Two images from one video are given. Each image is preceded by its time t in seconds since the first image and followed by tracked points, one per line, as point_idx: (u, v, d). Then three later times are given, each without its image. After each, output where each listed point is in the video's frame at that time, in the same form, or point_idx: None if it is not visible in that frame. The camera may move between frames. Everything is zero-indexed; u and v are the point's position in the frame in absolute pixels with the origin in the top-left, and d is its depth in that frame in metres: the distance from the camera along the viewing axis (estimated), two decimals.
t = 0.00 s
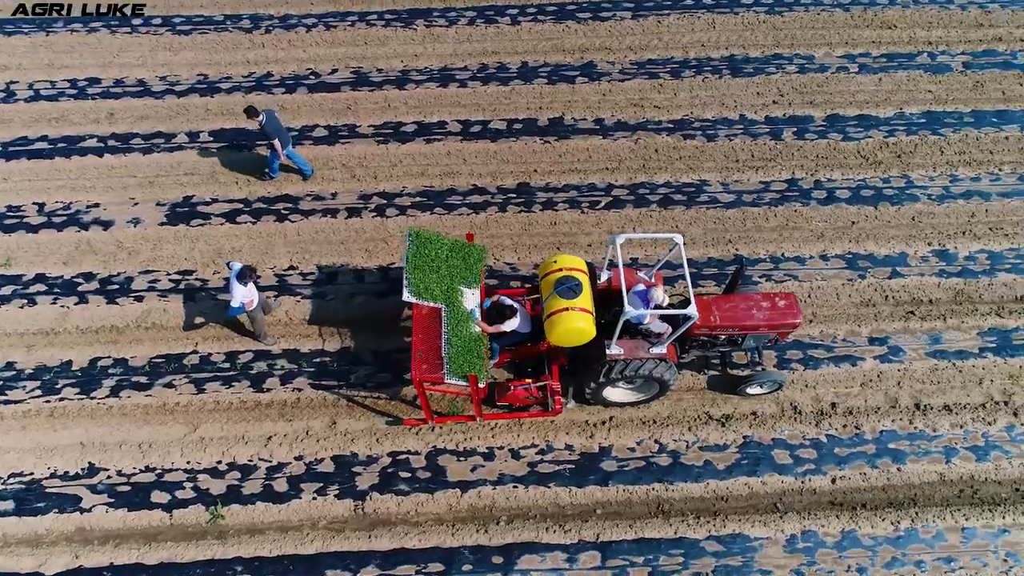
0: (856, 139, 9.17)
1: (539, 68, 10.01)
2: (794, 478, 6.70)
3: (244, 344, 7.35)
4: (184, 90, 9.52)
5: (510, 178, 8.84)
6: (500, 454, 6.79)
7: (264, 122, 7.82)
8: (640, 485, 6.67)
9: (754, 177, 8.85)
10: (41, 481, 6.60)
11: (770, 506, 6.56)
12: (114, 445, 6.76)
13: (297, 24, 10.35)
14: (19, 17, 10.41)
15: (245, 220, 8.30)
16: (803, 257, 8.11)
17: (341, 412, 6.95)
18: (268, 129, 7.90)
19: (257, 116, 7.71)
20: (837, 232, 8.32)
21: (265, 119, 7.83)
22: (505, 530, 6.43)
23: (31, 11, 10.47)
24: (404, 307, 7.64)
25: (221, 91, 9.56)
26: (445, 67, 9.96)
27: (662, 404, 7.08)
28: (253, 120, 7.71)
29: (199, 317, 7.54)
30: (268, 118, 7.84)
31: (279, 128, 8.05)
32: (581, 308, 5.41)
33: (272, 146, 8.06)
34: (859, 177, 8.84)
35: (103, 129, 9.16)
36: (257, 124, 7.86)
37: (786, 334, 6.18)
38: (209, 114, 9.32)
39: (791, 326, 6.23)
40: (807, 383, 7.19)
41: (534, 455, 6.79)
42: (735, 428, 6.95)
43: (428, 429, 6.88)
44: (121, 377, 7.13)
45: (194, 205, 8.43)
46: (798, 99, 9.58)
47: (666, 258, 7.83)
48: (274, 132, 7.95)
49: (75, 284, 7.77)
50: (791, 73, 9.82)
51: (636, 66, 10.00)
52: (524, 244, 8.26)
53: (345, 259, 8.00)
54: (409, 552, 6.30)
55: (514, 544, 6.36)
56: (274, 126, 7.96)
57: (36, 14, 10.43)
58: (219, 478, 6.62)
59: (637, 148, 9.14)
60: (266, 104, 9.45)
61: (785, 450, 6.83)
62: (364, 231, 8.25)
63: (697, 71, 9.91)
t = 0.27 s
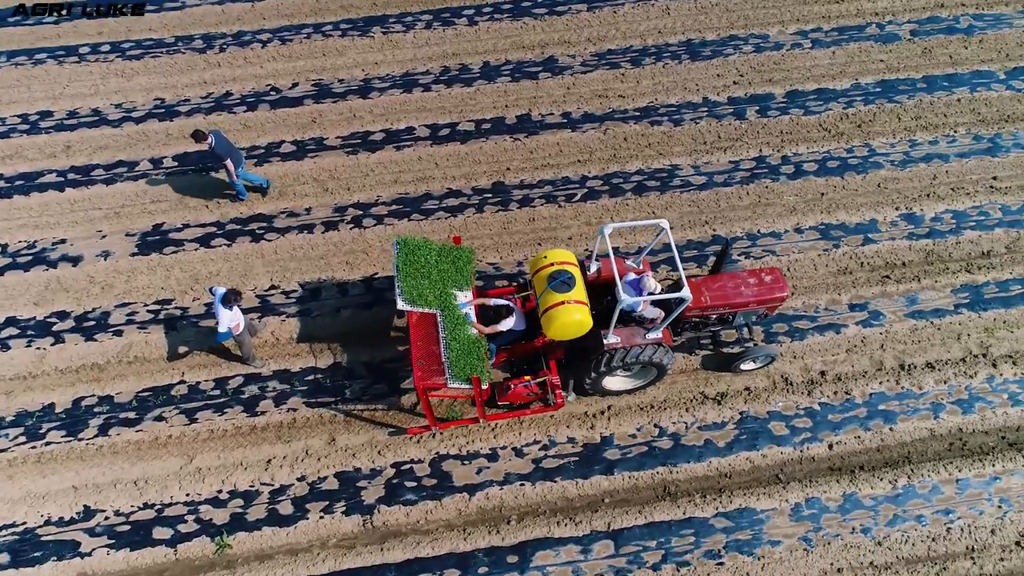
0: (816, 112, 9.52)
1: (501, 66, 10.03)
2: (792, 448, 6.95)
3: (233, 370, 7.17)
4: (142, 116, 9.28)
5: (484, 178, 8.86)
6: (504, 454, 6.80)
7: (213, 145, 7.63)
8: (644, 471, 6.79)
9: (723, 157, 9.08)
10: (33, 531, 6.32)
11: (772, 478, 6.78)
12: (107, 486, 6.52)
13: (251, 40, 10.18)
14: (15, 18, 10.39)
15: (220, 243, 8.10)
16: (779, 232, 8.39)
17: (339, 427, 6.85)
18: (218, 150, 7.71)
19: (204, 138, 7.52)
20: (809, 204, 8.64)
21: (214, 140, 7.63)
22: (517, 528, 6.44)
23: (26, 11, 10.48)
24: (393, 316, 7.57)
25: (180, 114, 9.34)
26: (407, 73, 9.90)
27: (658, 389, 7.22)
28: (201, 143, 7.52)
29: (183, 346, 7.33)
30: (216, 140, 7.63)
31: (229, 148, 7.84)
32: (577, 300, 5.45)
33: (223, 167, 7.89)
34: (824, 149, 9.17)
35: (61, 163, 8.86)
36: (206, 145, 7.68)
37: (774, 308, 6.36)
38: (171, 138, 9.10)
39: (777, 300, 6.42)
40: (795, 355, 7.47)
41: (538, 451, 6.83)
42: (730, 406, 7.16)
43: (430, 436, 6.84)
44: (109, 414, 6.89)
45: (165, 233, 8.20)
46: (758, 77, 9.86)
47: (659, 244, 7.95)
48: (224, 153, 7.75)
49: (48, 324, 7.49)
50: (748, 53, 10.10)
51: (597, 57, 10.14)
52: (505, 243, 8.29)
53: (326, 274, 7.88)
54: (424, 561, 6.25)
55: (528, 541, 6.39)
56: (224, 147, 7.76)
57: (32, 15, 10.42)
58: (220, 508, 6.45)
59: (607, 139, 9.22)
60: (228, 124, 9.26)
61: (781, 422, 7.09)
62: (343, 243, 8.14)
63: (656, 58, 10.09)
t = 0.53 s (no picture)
0: (776, 89, 9.97)
1: (463, 67, 10.08)
2: (786, 419, 7.21)
3: (222, 394, 6.99)
4: (101, 144, 9.03)
5: (458, 179, 8.87)
6: (506, 452, 6.81)
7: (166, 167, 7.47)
8: (645, 455, 6.91)
9: (690, 140, 9.42)
10: None
11: (770, 449, 7.01)
12: (103, 526, 6.28)
13: (207, 58, 9.98)
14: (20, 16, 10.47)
15: (195, 266, 7.88)
16: (752, 209, 8.76)
17: (338, 441, 6.75)
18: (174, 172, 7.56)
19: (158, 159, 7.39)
20: (778, 177, 9.06)
21: (170, 162, 7.51)
22: (527, 524, 6.46)
23: (31, 10, 10.54)
24: (381, 325, 7.50)
25: (141, 139, 9.10)
26: (369, 80, 9.83)
27: (651, 373, 7.37)
28: (155, 162, 7.39)
29: (168, 375, 7.10)
30: (172, 162, 7.49)
31: (186, 172, 7.68)
32: (569, 292, 5.49)
33: (176, 191, 7.69)
34: (788, 124, 9.61)
35: (21, 199, 8.55)
36: (162, 166, 7.55)
37: (758, 283, 6.57)
38: (133, 164, 8.85)
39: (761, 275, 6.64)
40: (780, 327, 7.79)
41: (539, 446, 6.86)
42: (722, 383, 7.38)
43: (430, 442, 6.80)
44: (98, 452, 6.64)
45: (137, 261, 7.94)
46: (717, 59, 10.27)
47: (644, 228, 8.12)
48: (178, 177, 7.57)
49: (23, 365, 7.17)
50: (705, 34, 10.55)
51: (558, 52, 10.32)
52: (485, 242, 8.32)
53: (307, 288, 7.74)
54: (438, 566, 6.21)
55: (540, 536, 6.41)
56: (179, 170, 7.60)
57: (36, 14, 10.50)
58: (223, 536, 6.27)
59: (575, 130, 9.47)
60: (191, 146, 9.04)
61: (773, 394, 7.36)
62: (323, 256, 8.03)
63: (615, 47, 10.40)
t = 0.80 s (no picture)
0: (731, 67, 10.46)
1: (422, 70, 10.08)
2: (777, 387, 7.53)
3: (214, 421, 6.81)
4: (56, 179, 8.72)
5: (430, 181, 8.85)
6: (508, 448, 6.83)
7: (113, 198, 7.16)
8: (644, 436, 7.06)
9: (654, 123, 9.74)
10: None
11: (764, 418, 7.30)
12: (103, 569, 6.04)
13: (158, 82, 9.74)
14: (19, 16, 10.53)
15: (170, 293, 7.66)
16: (722, 186, 9.16)
17: (338, 456, 6.65)
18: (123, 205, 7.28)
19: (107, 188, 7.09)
20: (744, 151, 9.52)
21: (120, 193, 7.19)
22: (537, 517, 6.50)
23: (31, 10, 10.59)
24: (368, 334, 7.42)
25: (98, 169, 8.81)
26: (328, 90, 9.72)
27: (642, 356, 7.56)
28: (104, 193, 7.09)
29: (154, 407, 6.88)
30: (121, 195, 7.17)
31: (135, 206, 7.37)
32: (560, 282, 5.55)
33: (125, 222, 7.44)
34: (748, 100, 10.09)
35: None
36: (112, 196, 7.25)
37: (739, 256, 6.79)
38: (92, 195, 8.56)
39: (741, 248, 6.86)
40: (761, 299, 8.15)
41: (540, 439, 6.90)
42: (711, 358, 7.64)
43: (431, 447, 6.77)
44: (90, 493, 6.40)
45: (109, 294, 7.67)
46: (672, 43, 10.68)
47: (625, 213, 8.33)
48: (125, 209, 7.30)
49: None
50: (659, 19, 10.99)
51: (514, 47, 10.45)
52: (463, 242, 8.33)
53: (289, 305, 7.60)
54: (453, 569, 6.19)
55: (550, 527, 6.47)
56: (127, 203, 7.28)
57: (36, 14, 10.55)
58: (231, 564, 6.11)
59: (541, 123, 9.59)
60: (152, 172, 8.79)
61: (761, 364, 7.67)
62: (301, 272, 7.89)
63: (570, 38, 10.67)
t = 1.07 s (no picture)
0: (684, 48, 10.66)
1: (379, 75, 10.00)
2: (762, 355, 7.70)
3: (207, 449, 6.67)
4: (11, 218, 8.38)
5: (400, 186, 8.80)
6: (509, 443, 6.84)
7: (59, 233, 6.98)
8: (640, 417, 7.16)
9: (615, 109, 9.87)
10: None
11: (754, 387, 7.47)
12: None
13: (108, 109, 9.45)
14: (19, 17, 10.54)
15: (146, 323, 7.45)
16: (688, 165, 9.34)
17: (339, 469, 6.58)
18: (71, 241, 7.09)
19: (52, 224, 6.92)
20: (705, 130, 9.73)
21: (66, 229, 7.01)
22: (544, 508, 6.53)
23: (31, 11, 10.62)
24: (355, 344, 7.34)
25: (56, 204, 8.51)
26: (286, 103, 9.58)
27: (630, 338, 7.66)
28: (48, 230, 6.91)
29: (143, 441, 6.70)
30: (66, 230, 6.98)
31: (84, 241, 7.17)
32: (549, 271, 5.64)
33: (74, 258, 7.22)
34: (704, 79, 10.30)
35: None
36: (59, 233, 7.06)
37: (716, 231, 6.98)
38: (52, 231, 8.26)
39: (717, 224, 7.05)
40: (737, 272, 8.36)
41: (539, 431, 6.93)
42: (696, 334, 7.77)
43: (432, 450, 6.74)
44: (87, 536, 6.20)
45: (81, 330, 7.42)
46: (623, 29, 10.84)
47: (604, 196, 8.48)
48: (74, 244, 7.10)
49: None
50: (608, 7, 11.13)
51: (469, 45, 10.46)
52: (440, 244, 8.31)
53: (271, 324, 7.46)
54: (468, 568, 6.19)
55: (559, 516, 6.51)
56: (75, 238, 7.09)
57: (37, 14, 10.58)
58: None
59: (504, 118, 9.63)
60: (112, 202, 8.51)
61: (745, 334, 7.83)
62: (280, 289, 7.75)
63: (523, 31, 10.71)
